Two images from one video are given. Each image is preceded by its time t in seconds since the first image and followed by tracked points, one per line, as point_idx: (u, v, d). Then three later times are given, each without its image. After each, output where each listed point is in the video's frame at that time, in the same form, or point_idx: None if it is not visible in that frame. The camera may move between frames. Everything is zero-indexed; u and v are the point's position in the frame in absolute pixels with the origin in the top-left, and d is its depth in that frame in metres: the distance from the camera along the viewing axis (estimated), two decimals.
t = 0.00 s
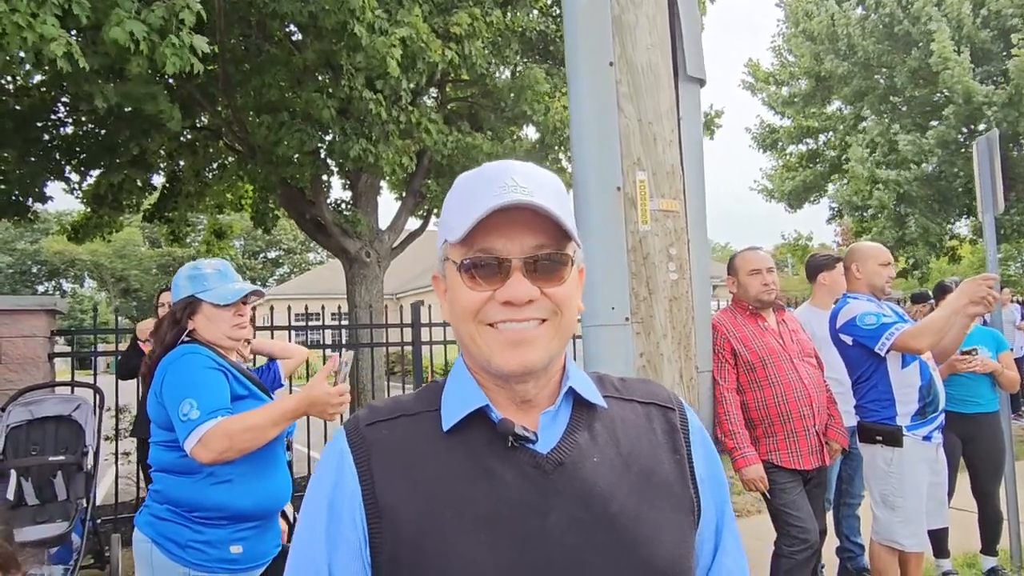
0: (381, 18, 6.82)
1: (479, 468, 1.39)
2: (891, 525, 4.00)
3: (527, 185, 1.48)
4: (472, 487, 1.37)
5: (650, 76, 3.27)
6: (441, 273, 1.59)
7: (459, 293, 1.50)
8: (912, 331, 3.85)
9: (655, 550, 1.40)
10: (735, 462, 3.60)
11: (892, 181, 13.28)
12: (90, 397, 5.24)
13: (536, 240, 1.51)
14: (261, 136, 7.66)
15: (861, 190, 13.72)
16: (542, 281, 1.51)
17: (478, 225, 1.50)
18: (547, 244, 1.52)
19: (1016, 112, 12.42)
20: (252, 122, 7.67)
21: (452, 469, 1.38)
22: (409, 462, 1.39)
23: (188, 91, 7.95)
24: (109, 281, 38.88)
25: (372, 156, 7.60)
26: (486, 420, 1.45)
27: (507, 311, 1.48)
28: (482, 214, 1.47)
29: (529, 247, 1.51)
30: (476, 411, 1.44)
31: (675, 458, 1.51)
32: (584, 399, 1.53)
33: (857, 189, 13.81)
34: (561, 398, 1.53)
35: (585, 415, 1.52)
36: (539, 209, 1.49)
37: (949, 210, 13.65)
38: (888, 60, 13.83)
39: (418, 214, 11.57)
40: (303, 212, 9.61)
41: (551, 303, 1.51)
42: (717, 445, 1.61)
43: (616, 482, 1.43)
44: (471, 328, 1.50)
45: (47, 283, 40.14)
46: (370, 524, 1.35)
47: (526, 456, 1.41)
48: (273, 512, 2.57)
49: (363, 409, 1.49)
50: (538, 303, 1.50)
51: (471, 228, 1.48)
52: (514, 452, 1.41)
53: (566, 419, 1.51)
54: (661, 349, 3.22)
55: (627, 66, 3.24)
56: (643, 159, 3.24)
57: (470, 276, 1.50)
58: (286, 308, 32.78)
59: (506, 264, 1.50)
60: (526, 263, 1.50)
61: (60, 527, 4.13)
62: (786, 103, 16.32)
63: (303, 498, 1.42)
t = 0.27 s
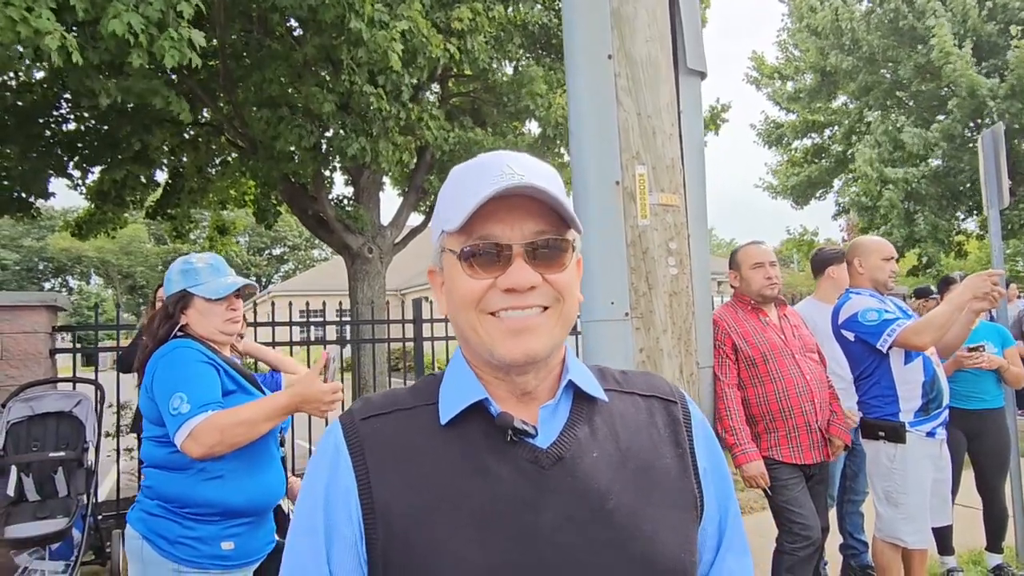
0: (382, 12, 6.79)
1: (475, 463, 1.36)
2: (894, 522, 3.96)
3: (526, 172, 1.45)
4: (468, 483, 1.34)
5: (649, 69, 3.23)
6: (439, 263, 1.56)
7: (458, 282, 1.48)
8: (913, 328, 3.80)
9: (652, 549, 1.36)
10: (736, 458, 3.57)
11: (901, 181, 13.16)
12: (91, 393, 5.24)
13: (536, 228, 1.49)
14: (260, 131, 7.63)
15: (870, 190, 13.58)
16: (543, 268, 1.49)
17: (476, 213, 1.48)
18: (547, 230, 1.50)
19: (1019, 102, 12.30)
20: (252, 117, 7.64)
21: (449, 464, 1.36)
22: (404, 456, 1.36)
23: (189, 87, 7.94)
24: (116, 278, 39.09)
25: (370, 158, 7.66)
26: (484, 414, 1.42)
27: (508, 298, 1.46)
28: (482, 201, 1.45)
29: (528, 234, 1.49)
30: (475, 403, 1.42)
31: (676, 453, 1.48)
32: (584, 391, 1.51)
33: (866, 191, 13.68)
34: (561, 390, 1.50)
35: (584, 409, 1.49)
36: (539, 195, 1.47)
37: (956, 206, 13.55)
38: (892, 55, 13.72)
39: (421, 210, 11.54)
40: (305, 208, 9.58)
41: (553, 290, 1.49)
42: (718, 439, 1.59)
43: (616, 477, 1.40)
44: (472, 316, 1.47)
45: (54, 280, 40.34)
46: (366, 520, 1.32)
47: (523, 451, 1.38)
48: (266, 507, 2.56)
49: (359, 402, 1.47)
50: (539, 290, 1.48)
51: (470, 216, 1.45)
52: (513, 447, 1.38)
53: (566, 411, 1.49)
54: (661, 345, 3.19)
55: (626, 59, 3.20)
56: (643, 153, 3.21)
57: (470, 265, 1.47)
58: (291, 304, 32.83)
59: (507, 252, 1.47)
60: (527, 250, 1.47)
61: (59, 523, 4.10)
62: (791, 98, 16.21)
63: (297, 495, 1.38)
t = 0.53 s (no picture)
0: (380, 6, 6.78)
1: (487, 452, 1.33)
2: (895, 520, 3.92)
3: (530, 157, 1.42)
4: (481, 472, 1.31)
5: (647, 62, 3.20)
6: (442, 253, 1.52)
7: (464, 269, 1.44)
8: (913, 326, 3.75)
9: (668, 536, 1.34)
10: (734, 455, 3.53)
11: (905, 175, 13.03)
12: (90, 389, 5.24)
13: (542, 213, 1.46)
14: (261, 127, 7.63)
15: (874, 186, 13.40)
16: (550, 254, 1.46)
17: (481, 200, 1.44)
18: (554, 217, 1.47)
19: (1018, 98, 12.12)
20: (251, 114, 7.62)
21: (461, 453, 1.32)
22: (413, 445, 1.32)
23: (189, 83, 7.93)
24: (122, 275, 39.27)
25: (371, 150, 7.61)
26: (497, 404, 1.39)
27: (516, 285, 1.43)
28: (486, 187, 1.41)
29: (535, 220, 1.46)
30: (486, 393, 1.38)
31: (687, 439, 1.47)
32: (594, 379, 1.48)
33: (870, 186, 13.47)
34: (571, 379, 1.48)
35: (595, 398, 1.47)
36: (545, 181, 1.43)
37: (961, 204, 13.45)
38: (899, 51, 13.73)
39: (422, 207, 11.52)
40: (306, 205, 9.57)
41: (561, 276, 1.47)
42: (726, 426, 1.58)
43: (629, 465, 1.38)
44: (478, 303, 1.44)
45: (60, 277, 40.55)
46: (378, 512, 1.28)
47: (537, 440, 1.35)
48: (253, 504, 2.53)
49: (363, 394, 1.42)
50: (547, 276, 1.45)
51: (474, 202, 1.41)
52: (526, 436, 1.35)
53: (577, 401, 1.46)
54: (658, 340, 3.15)
55: (624, 51, 3.17)
56: (640, 147, 3.17)
57: (476, 252, 1.43)
58: (295, 302, 32.88)
59: (513, 238, 1.44)
60: (534, 236, 1.44)
61: (56, 519, 4.10)
62: (795, 96, 16.13)
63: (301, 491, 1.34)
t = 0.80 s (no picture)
0: (376, 5, 6.76)
1: (493, 456, 1.31)
2: (891, 522, 3.90)
3: (530, 159, 1.40)
4: (487, 476, 1.29)
5: (642, 61, 3.15)
6: (445, 257, 1.51)
7: (467, 274, 1.43)
8: (908, 330, 3.75)
9: (673, 540, 1.33)
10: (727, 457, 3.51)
11: (905, 168, 12.98)
12: (88, 388, 5.25)
13: (543, 216, 1.45)
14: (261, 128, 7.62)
15: (873, 178, 13.36)
16: (552, 257, 1.45)
17: (483, 203, 1.43)
18: (554, 219, 1.46)
19: (1017, 97, 12.03)
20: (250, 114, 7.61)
21: (467, 457, 1.30)
22: (417, 448, 1.30)
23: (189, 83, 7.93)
24: (127, 274, 39.45)
25: (372, 147, 7.57)
26: (504, 408, 1.37)
27: (519, 289, 1.42)
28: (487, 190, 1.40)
29: (536, 223, 1.45)
30: (493, 397, 1.37)
31: (693, 444, 1.45)
32: (599, 384, 1.46)
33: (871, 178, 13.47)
34: (577, 385, 1.46)
35: (601, 402, 1.45)
36: (545, 183, 1.42)
37: (963, 203, 13.42)
38: (901, 50, 13.66)
39: (423, 207, 11.52)
40: (305, 204, 9.57)
41: (564, 279, 1.45)
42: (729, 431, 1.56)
43: (636, 470, 1.36)
44: (482, 308, 1.43)
45: (66, 276, 40.73)
46: (383, 516, 1.26)
47: (543, 446, 1.33)
48: (240, 506, 2.54)
49: (368, 397, 1.40)
50: (549, 279, 1.44)
51: (475, 206, 1.40)
52: (532, 441, 1.33)
53: (583, 406, 1.44)
54: (651, 342, 3.13)
55: (618, 51, 3.14)
56: (635, 146, 3.14)
57: (478, 256, 1.42)
58: (298, 301, 32.94)
59: (515, 242, 1.43)
60: (536, 239, 1.43)
61: (51, 519, 4.10)
62: (798, 95, 16.07)
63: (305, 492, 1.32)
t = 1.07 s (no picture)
0: (377, 6, 6.75)
1: (501, 473, 1.30)
2: (893, 528, 3.88)
3: (543, 175, 1.40)
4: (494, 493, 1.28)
5: (642, 64, 3.16)
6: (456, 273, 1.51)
7: (478, 291, 1.43)
8: (903, 348, 3.77)
9: (680, 560, 1.32)
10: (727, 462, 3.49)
11: (908, 164, 13.02)
12: (89, 390, 5.26)
13: (554, 234, 1.44)
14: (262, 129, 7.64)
15: (875, 173, 13.37)
16: (562, 275, 1.44)
17: (495, 219, 1.43)
18: (567, 236, 1.45)
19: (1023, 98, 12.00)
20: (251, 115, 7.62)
21: (475, 474, 1.30)
22: (426, 463, 1.30)
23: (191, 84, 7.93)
24: (131, 272, 39.59)
25: (374, 148, 7.54)
26: (513, 424, 1.36)
27: (530, 308, 1.40)
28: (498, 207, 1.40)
29: (548, 240, 1.44)
30: (501, 413, 1.36)
31: (702, 466, 1.44)
32: (610, 402, 1.45)
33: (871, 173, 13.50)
34: (586, 403, 1.45)
35: (610, 420, 1.44)
36: (556, 200, 1.42)
37: (967, 203, 13.42)
38: (907, 50, 13.61)
39: (426, 208, 11.52)
40: (308, 205, 9.57)
41: (574, 299, 1.44)
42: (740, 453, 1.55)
43: (643, 489, 1.36)
44: (492, 325, 1.42)
45: (71, 275, 40.90)
46: (389, 530, 1.26)
47: (551, 462, 1.33)
48: (236, 512, 2.54)
49: (377, 406, 1.40)
50: (560, 298, 1.42)
51: (487, 221, 1.40)
52: (541, 457, 1.33)
53: (592, 424, 1.43)
54: (652, 347, 3.12)
55: (618, 54, 3.13)
56: (635, 150, 3.14)
57: (488, 274, 1.42)
58: (302, 300, 32.99)
59: (526, 259, 1.42)
60: (546, 258, 1.42)
61: (53, 520, 4.10)
62: (803, 94, 16.01)
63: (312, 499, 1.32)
